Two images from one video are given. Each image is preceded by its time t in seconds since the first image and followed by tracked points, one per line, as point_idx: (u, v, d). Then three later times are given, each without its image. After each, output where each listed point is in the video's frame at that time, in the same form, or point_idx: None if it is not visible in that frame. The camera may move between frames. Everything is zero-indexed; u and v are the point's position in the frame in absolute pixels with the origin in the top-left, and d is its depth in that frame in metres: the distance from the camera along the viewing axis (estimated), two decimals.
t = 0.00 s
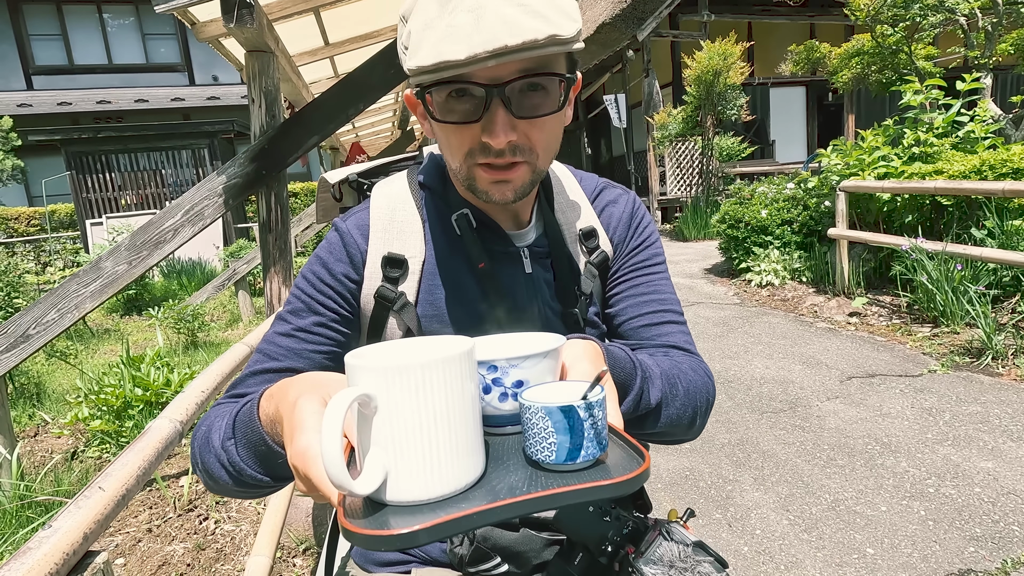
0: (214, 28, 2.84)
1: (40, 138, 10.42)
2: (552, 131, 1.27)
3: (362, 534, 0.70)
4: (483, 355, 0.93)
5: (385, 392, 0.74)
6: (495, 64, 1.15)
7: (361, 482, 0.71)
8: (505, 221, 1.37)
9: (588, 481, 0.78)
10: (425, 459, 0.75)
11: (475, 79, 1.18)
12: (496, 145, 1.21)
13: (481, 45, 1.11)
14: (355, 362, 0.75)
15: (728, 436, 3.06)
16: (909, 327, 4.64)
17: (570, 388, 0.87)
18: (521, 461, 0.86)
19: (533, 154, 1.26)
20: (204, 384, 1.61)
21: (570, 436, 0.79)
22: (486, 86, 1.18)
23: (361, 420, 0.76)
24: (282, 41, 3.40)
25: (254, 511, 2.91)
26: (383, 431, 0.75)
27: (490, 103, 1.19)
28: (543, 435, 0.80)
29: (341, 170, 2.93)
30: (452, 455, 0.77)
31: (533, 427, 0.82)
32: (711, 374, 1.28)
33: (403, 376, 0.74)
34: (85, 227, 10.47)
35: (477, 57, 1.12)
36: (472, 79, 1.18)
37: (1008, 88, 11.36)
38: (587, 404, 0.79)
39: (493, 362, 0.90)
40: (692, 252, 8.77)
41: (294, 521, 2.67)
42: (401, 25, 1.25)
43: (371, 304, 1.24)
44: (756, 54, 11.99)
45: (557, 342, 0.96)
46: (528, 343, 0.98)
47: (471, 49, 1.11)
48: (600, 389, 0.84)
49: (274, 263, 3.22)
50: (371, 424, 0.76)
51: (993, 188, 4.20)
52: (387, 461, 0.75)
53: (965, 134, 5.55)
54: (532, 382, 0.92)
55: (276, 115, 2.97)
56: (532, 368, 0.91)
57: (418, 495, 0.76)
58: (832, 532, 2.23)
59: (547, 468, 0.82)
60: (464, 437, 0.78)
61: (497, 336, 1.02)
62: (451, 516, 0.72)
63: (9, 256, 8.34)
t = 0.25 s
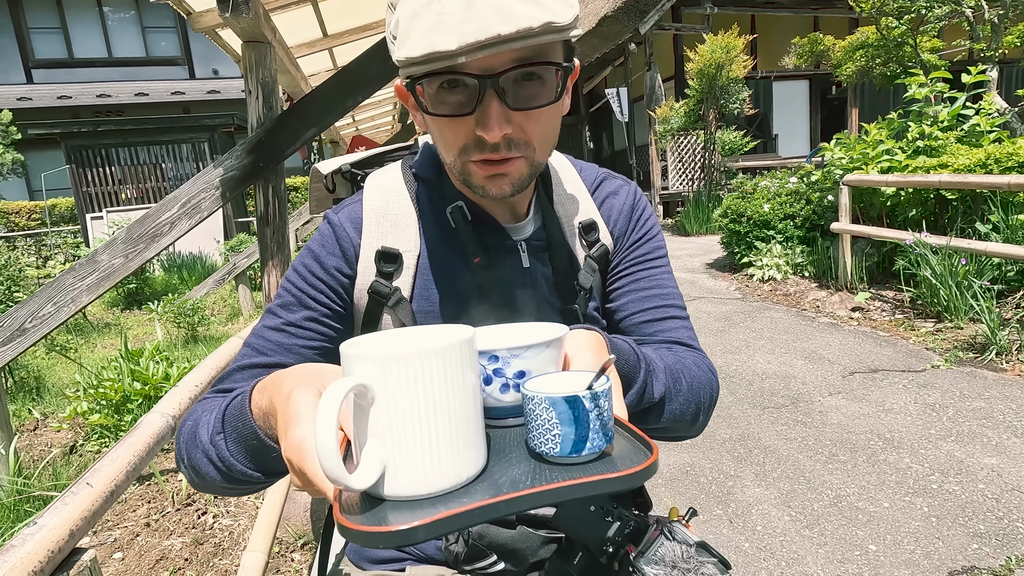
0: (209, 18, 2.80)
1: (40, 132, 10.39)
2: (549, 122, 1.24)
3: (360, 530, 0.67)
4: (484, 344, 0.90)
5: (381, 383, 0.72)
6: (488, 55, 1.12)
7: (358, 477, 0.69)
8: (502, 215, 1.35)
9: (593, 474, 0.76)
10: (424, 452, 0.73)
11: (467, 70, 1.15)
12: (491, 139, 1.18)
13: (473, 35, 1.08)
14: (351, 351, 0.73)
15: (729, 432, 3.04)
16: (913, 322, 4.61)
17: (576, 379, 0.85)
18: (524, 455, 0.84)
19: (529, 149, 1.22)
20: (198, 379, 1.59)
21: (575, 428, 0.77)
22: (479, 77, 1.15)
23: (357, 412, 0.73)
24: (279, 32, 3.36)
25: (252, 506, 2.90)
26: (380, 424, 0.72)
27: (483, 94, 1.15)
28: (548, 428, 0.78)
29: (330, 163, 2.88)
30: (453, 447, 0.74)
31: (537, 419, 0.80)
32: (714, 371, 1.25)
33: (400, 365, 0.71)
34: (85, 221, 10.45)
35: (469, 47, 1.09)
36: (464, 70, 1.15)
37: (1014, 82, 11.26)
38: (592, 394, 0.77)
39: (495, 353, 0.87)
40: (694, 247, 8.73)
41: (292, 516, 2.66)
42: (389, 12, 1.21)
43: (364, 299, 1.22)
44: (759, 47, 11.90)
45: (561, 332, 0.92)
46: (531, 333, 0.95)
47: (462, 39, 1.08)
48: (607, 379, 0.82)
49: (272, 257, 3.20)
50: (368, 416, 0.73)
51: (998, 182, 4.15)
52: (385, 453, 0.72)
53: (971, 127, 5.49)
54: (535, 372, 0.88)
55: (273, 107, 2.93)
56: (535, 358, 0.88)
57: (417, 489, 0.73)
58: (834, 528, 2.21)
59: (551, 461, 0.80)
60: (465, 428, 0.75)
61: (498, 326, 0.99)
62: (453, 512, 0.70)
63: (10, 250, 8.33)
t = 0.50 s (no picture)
0: (209, 9, 2.76)
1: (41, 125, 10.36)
2: (559, 123, 1.21)
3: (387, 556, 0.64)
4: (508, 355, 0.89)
5: (408, 400, 0.70)
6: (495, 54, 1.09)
7: (384, 497, 0.67)
8: (509, 214, 1.30)
9: (621, 498, 0.73)
10: (453, 471, 0.70)
11: (474, 70, 1.12)
12: (499, 142, 1.15)
13: (481, 34, 1.05)
14: (376, 365, 0.71)
15: (733, 428, 3.01)
16: (918, 318, 4.57)
17: (604, 394, 0.83)
18: (549, 470, 0.81)
19: (538, 149, 1.19)
20: (199, 372, 1.58)
21: (604, 446, 0.74)
22: (486, 77, 1.12)
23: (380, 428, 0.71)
24: (280, 23, 3.32)
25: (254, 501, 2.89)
26: (407, 441, 0.71)
27: (491, 96, 1.12)
28: (576, 445, 0.76)
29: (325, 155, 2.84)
30: (481, 466, 0.72)
31: (565, 436, 0.77)
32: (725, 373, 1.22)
33: (428, 381, 0.70)
34: (87, 215, 10.45)
35: (476, 46, 1.06)
36: (470, 70, 1.11)
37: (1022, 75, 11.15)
38: (624, 413, 0.75)
39: (517, 364, 0.86)
40: (697, 241, 8.69)
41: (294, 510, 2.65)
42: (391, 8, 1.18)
43: (368, 302, 1.19)
44: (764, 40, 11.81)
45: (584, 343, 0.90)
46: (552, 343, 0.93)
47: (468, 38, 1.05)
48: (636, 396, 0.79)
49: (273, 251, 3.18)
50: (393, 434, 0.71)
51: (1006, 176, 4.11)
52: (411, 473, 0.70)
53: (978, 121, 5.43)
54: (557, 384, 0.87)
55: (274, 99, 2.90)
56: (558, 370, 0.87)
57: (445, 509, 0.71)
58: (840, 525, 2.19)
59: (580, 478, 0.77)
60: (493, 447, 0.73)
61: (518, 334, 0.98)
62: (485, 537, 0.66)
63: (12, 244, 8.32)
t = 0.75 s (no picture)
0: None
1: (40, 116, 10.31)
2: (566, 112, 1.17)
3: None
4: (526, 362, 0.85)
5: (422, 412, 0.64)
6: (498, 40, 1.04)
7: (395, 520, 0.62)
8: (513, 206, 1.26)
9: (656, 516, 0.69)
10: (470, 489, 0.65)
11: (477, 57, 1.07)
12: (503, 133, 1.11)
13: (483, 18, 1.00)
14: (388, 375, 0.65)
15: (737, 422, 2.98)
16: (924, 311, 4.53)
17: (624, 407, 0.80)
18: (570, 485, 0.78)
19: (546, 138, 1.15)
20: (193, 366, 1.55)
21: (632, 459, 0.71)
22: (490, 65, 1.07)
23: (392, 441, 0.66)
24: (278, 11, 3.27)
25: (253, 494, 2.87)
26: (421, 458, 0.65)
27: (495, 84, 1.08)
28: (601, 459, 0.72)
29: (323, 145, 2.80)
30: (501, 483, 0.67)
31: (589, 448, 0.74)
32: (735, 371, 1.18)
33: (443, 392, 0.64)
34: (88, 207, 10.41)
35: (478, 31, 1.02)
36: (472, 57, 1.07)
37: None
38: (650, 424, 0.72)
39: (534, 371, 0.82)
40: (700, 234, 8.63)
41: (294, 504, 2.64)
42: None
43: (367, 298, 1.16)
44: (768, 31, 11.70)
45: (602, 347, 0.86)
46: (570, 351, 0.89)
47: (469, 23, 1.01)
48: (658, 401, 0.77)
49: (272, 243, 3.15)
50: (406, 448, 0.66)
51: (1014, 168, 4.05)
52: (426, 491, 0.65)
53: (987, 112, 5.35)
54: (576, 392, 0.83)
55: (273, 88, 2.85)
56: (577, 377, 0.83)
57: (461, 530, 0.66)
58: (847, 521, 2.16)
59: (604, 494, 0.74)
60: (513, 463, 0.68)
61: (533, 336, 0.94)
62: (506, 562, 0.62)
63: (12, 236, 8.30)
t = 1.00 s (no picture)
0: None
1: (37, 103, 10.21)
2: (575, 84, 1.11)
3: None
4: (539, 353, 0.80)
5: (423, 416, 0.58)
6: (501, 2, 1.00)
7: (392, 539, 0.56)
8: (516, 187, 1.25)
9: (692, 533, 0.63)
10: (475, 503, 0.60)
11: (478, 22, 1.03)
12: (508, 105, 1.05)
13: None
14: (382, 372, 0.59)
15: (741, 413, 2.94)
16: (930, 300, 4.46)
17: (647, 409, 0.76)
18: (593, 493, 0.73)
19: (553, 114, 1.09)
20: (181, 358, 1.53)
21: (663, 463, 0.66)
22: (493, 30, 1.02)
23: (388, 446, 0.61)
24: None
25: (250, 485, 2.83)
26: (421, 468, 0.59)
27: (498, 52, 1.03)
28: (628, 463, 0.67)
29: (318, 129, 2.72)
30: (510, 495, 0.61)
31: (614, 452, 0.69)
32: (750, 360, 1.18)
33: (443, 391, 0.58)
34: (86, 195, 10.35)
35: None
36: (474, 22, 1.02)
37: None
38: (685, 424, 0.68)
39: (549, 364, 0.77)
40: (704, 223, 8.54)
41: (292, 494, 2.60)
42: None
43: (362, 283, 1.13)
44: (773, 16, 11.51)
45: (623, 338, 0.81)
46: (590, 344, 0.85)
47: None
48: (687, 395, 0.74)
49: (269, 231, 3.09)
50: (405, 455, 0.60)
51: None
52: (427, 504, 0.60)
53: (998, 97, 5.23)
54: (595, 388, 0.79)
55: (268, 72, 2.77)
56: (595, 371, 0.79)
57: (465, 548, 0.61)
58: (854, 513, 2.12)
59: (633, 503, 0.69)
60: (524, 473, 0.62)
61: (545, 326, 0.90)
62: None
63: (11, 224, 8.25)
